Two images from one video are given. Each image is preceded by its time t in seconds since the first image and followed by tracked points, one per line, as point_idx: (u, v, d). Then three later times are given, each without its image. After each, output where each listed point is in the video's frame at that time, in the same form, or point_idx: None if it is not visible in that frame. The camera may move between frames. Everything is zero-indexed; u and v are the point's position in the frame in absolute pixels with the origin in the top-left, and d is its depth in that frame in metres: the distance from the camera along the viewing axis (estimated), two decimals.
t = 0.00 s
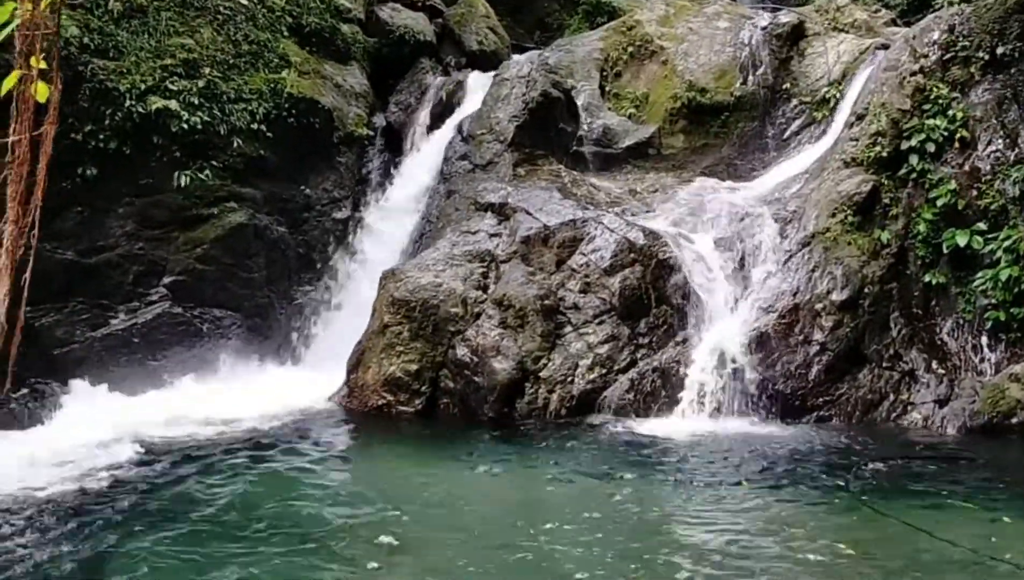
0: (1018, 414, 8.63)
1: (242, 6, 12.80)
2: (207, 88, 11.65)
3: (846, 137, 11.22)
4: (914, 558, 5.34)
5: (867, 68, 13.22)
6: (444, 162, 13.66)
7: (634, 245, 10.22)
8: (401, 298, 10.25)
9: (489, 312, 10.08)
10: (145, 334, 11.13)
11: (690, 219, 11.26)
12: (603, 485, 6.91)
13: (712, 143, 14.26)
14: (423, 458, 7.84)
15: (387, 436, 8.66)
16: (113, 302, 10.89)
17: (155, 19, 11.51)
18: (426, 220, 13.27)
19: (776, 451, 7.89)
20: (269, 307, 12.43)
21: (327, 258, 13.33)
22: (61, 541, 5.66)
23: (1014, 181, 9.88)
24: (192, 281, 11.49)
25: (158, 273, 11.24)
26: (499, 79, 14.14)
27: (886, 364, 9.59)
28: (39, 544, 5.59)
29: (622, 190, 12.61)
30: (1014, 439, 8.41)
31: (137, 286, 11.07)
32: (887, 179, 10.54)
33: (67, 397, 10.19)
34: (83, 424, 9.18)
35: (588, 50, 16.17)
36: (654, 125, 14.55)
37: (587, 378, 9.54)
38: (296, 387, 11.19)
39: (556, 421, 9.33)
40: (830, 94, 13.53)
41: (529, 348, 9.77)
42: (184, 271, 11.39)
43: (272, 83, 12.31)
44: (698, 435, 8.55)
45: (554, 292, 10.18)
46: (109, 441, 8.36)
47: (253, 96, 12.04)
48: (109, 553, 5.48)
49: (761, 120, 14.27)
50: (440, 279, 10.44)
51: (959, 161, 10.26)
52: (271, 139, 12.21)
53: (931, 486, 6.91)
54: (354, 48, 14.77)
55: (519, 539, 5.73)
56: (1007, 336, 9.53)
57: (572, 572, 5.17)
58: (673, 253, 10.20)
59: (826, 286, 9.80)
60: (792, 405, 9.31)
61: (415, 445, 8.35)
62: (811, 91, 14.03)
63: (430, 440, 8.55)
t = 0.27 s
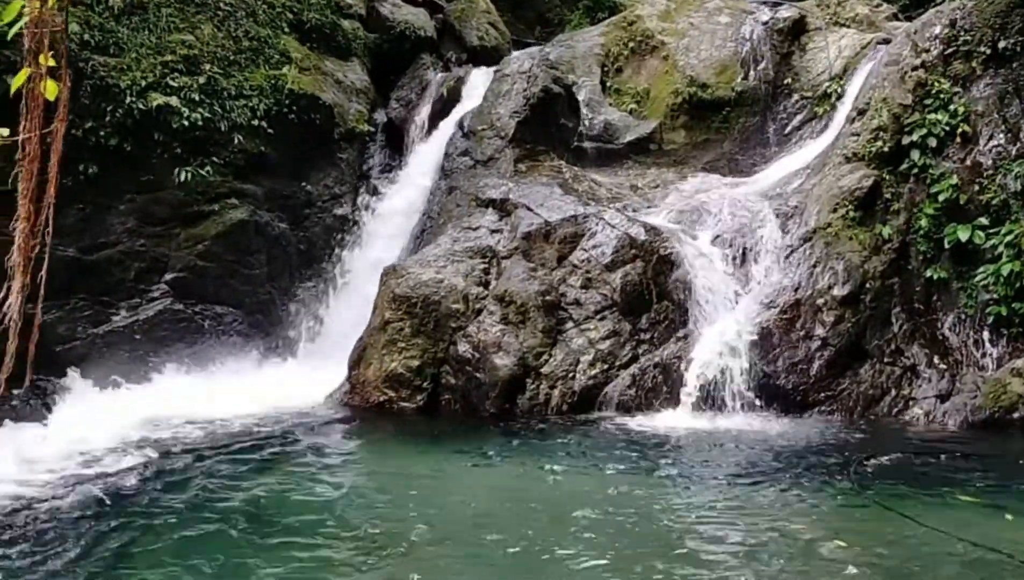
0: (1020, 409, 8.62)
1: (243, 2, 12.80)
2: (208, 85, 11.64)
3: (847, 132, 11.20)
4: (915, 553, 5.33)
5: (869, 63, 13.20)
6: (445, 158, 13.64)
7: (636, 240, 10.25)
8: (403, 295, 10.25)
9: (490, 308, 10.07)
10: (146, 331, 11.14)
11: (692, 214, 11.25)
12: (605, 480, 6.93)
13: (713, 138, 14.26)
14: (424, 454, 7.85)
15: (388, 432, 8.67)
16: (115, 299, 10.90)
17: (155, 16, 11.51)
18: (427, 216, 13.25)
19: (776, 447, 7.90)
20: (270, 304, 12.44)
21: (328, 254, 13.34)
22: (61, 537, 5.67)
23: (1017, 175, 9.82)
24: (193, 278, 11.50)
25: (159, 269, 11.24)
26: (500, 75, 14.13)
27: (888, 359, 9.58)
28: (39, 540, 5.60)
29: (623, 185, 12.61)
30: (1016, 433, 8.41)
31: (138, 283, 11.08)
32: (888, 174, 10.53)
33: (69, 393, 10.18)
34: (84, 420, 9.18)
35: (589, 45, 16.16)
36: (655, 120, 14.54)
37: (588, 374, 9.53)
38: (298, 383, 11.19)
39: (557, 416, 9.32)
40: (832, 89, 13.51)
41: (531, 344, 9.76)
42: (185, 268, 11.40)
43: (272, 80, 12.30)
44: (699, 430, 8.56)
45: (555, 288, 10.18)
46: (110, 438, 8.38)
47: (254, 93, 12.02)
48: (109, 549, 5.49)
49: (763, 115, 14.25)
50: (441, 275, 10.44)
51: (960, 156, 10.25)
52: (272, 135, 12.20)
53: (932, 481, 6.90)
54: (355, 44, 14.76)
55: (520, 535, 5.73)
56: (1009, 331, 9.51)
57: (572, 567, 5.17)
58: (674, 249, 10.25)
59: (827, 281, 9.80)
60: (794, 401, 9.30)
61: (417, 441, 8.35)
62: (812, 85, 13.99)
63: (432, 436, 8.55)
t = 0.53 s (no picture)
0: None
1: None
2: (209, 82, 11.64)
3: (849, 126, 11.18)
4: (920, 548, 5.33)
5: (870, 57, 13.20)
6: (447, 154, 13.64)
7: (637, 235, 10.24)
8: (405, 291, 10.25)
9: (491, 304, 10.08)
10: (149, 328, 11.13)
11: (693, 209, 11.24)
12: (609, 475, 6.93)
13: (715, 133, 14.18)
14: (427, 450, 7.86)
15: (391, 429, 8.68)
16: (117, 296, 10.88)
17: (156, 13, 11.50)
18: (428, 213, 13.25)
19: (779, 441, 7.90)
20: (272, 301, 12.47)
21: (330, 251, 13.34)
22: (65, 533, 5.66)
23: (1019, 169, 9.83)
24: (195, 275, 11.52)
25: (161, 267, 11.24)
26: (501, 71, 14.13)
27: (890, 354, 9.57)
28: (43, 536, 5.60)
29: (625, 181, 12.60)
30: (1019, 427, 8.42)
31: (141, 280, 11.07)
32: (890, 168, 10.52)
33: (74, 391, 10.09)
34: (86, 418, 9.18)
35: (590, 41, 16.13)
36: (656, 115, 14.52)
37: (591, 369, 9.54)
38: (301, 380, 11.19)
39: (560, 412, 9.33)
40: (833, 83, 13.50)
41: (533, 339, 9.77)
42: (186, 266, 11.41)
43: (273, 77, 12.30)
44: (702, 425, 8.55)
45: (558, 284, 10.18)
46: (112, 435, 8.38)
47: (255, 90, 12.02)
48: (113, 545, 5.48)
49: (764, 110, 14.24)
50: (443, 271, 10.44)
51: (962, 149, 10.23)
52: (273, 132, 12.20)
53: (936, 475, 6.90)
54: (356, 40, 14.75)
55: (524, 531, 5.72)
56: (1011, 325, 9.53)
57: (576, 563, 5.16)
58: (675, 244, 10.19)
59: (829, 275, 9.79)
60: (796, 395, 9.32)
61: (419, 437, 8.36)
62: (813, 80, 13.98)
63: (435, 432, 8.56)
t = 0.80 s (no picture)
0: None
1: None
2: (211, 79, 11.65)
3: (852, 121, 11.16)
4: (924, 543, 5.32)
5: (874, 52, 13.14)
6: (449, 150, 13.64)
7: (640, 231, 10.22)
8: (408, 288, 10.25)
9: (495, 300, 10.09)
10: (153, 326, 11.15)
11: (696, 205, 11.23)
12: (613, 472, 6.93)
13: (719, 127, 14.19)
14: (431, 447, 7.87)
15: (394, 425, 8.68)
16: (121, 294, 10.91)
17: (158, 10, 11.50)
18: (431, 209, 13.25)
19: (782, 437, 7.90)
20: (275, 298, 12.47)
21: (333, 247, 13.35)
22: (69, 531, 5.68)
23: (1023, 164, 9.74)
24: (198, 273, 11.51)
25: (165, 264, 11.26)
26: (503, 67, 14.11)
27: (894, 349, 9.56)
28: (47, 534, 5.61)
29: (627, 176, 12.58)
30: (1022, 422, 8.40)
31: (144, 278, 11.09)
32: (893, 163, 10.51)
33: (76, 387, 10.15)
34: (91, 416, 9.20)
35: (592, 36, 16.10)
36: (659, 111, 14.51)
37: (594, 365, 9.54)
38: (304, 377, 11.21)
39: (563, 408, 9.33)
40: (837, 77, 13.44)
41: (536, 336, 9.77)
42: (190, 263, 11.41)
43: (276, 73, 12.30)
44: (705, 422, 8.53)
45: (560, 280, 10.19)
46: (117, 433, 8.40)
47: (257, 86, 12.02)
48: (117, 543, 5.50)
49: (767, 105, 14.20)
50: (446, 267, 10.44)
51: (966, 144, 10.20)
52: (275, 129, 12.19)
53: (940, 471, 6.89)
54: (358, 37, 14.76)
55: (527, 527, 5.73)
56: (1016, 320, 9.46)
57: (580, 560, 5.17)
58: (679, 240, 10.21)
59: (833, 271, 9.78)
60: (800, 391, 9.32)
61: (423, 433, 8.38)
62: (817, 74, 13.90)
63: (439, 428, 8.58)
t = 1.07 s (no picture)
0: None
1: None
2: (212, 73, 11.61)
3: (855, 115, 11.12)
4: (929, 539, 5.29)
5: (877, 46, 13.08)
6: (451, 145, 13.61)
7: (642, 226, 10.21)
8: (409, 283, 10.21)
9: (496, 296, 10.06)
10: (154, 321, 11.14)
11: (698, 200, 11.18)
12: (615, 467, 6.91)
13: (721, 122, 14.21)
14: (432, 442, 7.85)
15: (395, 420, 8.67)
16: (122, 289, 10.91)
17: (159, 5, 11.47)
18: (433, 204, 13.23)
19: (785, 432, 7.87)
20: (276, 293, 12.45)
21: (335, 242, 13.34)
22: (69, 527, 5.65)
23: None
24: (199, 268, 11.50)
25: (166, 260, 11.24)
26: (505, 61, 14.06)
27: (897, 344, 9.54)
28: (47, 529, 5.59)
29: (629, 171, 12.55)
30: None
31: (145, 273, 11.08)
32: (896, 158, 10.47)
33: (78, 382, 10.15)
34: (92, 411, 9.18)
35: (594, 31, 16.08)
36: (661, 105, 14.48)
37: (595, 360, 9.52)
38: (306, 372, 11.21)
39: (565, 403, 9.33)
40: (839, 72, 13.33)
41: (538, 331, 9.74)
42: (191, 258, 11.40)
43: (277, 68, 12.27)
44: (707, 417, 8.52)
45: (562, 275, 10.18)
46: (117, 428, 8.39)
47: (258, 81, 11.98)
48: (117, 538, 5.47)
49: (770, 100, 14.15)
50: (448, 262, 10.40)
51: (969, 139, 10.17)
52: (276, 124, 12.16)
53: (943, 466, 6.87)
54: (360, 31, 14.73)
55: (529, 522, 5.71)
56: (1018, 316, 9.41)
57: (582, 555, 5.15)
58: (681, 235, 10.21)
59: (835, 266, 9.74)
60: (802, 386, 9.29)
61: (424, 428, 8.37)
62: (818, 68, 13.81)
63: (440, 423, 8.56)
